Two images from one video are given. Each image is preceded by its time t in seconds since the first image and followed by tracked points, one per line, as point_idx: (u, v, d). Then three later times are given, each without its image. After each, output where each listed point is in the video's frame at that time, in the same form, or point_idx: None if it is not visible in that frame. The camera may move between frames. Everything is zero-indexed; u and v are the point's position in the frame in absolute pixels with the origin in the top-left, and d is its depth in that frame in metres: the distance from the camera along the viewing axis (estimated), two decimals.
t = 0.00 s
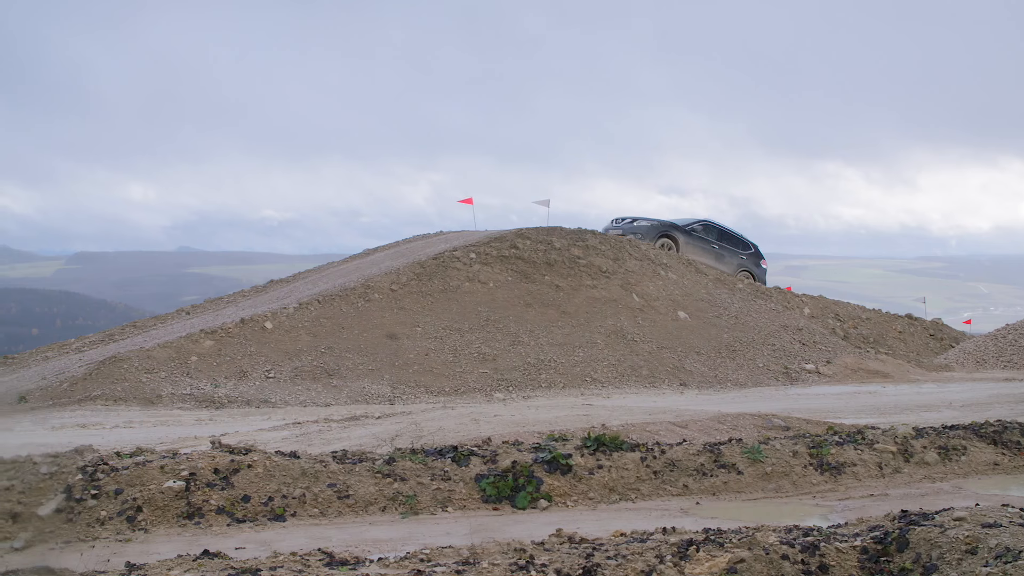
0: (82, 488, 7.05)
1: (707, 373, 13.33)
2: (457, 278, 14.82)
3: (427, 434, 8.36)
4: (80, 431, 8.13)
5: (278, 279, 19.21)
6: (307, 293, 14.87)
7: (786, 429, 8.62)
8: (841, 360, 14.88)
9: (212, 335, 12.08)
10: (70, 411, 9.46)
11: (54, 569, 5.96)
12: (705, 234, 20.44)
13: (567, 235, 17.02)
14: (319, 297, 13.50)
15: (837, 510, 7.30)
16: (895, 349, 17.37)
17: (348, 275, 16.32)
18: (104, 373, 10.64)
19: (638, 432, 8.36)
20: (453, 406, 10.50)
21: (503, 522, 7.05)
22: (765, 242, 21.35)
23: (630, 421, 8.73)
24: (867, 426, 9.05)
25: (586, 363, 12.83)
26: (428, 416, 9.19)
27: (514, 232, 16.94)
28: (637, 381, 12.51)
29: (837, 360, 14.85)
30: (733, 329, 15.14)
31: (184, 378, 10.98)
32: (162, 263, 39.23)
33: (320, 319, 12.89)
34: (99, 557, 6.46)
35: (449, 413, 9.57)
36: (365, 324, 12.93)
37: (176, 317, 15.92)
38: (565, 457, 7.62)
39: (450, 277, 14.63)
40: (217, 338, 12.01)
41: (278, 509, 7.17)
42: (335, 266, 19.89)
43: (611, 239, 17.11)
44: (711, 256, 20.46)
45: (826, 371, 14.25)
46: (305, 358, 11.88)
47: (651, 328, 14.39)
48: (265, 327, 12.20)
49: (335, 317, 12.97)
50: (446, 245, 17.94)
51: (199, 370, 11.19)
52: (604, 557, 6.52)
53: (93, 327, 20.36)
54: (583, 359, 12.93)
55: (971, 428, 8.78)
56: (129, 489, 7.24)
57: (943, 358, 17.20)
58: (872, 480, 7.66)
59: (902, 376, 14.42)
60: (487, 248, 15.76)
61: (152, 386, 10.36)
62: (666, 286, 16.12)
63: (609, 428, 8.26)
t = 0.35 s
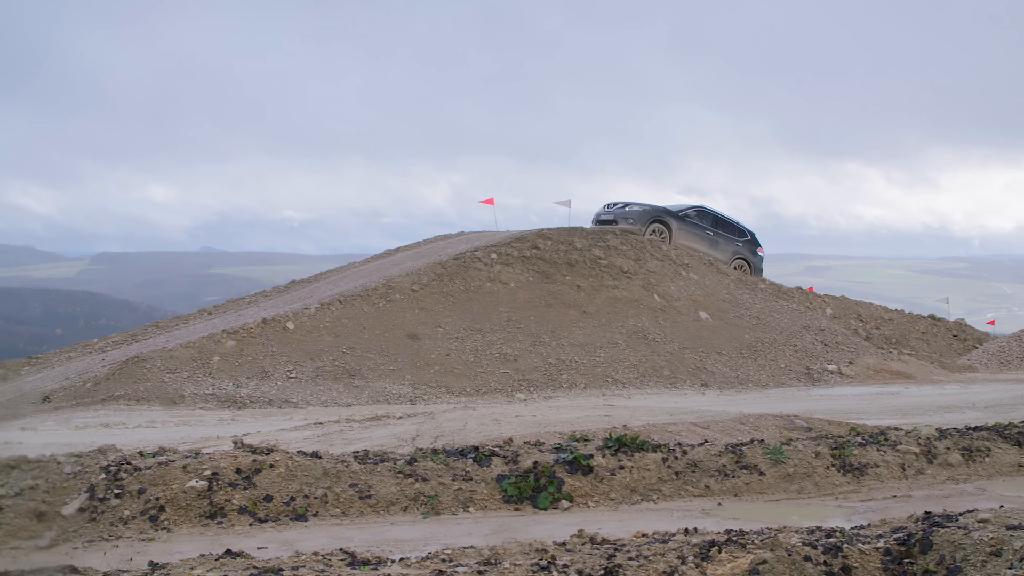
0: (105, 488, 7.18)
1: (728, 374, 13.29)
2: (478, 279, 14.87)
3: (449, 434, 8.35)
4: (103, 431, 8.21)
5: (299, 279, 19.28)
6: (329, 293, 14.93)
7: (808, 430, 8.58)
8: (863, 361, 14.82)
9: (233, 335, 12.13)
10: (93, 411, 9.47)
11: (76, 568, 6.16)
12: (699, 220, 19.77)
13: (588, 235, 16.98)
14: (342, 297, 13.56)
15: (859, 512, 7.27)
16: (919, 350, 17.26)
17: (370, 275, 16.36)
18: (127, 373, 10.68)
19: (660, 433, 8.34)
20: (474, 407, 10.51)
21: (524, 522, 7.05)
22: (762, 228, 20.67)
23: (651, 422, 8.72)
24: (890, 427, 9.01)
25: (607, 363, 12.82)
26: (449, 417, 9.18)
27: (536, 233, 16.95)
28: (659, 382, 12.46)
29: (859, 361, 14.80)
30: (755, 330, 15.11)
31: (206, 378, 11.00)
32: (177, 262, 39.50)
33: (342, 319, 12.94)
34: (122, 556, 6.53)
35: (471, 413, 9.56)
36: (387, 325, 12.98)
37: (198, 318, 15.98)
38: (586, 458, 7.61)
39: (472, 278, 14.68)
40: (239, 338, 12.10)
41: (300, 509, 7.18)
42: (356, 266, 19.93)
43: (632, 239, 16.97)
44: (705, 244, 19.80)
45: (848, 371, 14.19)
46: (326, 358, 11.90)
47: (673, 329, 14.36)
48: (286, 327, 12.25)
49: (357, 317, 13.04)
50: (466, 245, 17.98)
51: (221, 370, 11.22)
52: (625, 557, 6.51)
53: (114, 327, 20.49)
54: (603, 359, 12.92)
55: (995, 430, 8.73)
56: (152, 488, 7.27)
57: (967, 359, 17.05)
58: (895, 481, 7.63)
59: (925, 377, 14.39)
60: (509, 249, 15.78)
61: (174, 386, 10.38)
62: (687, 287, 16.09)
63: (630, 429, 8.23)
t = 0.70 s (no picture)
0: (132, 487, 7.22)
1: (752, 375, 13.25)
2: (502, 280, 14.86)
3: (473, 435, 8.36)
4: (129, 431, 8.28)
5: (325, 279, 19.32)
6: (354, 293, 14.99)
7: (833, 432, 8.54)
8: (889, 361, 14.77)
9: (258, 335, 12.19)
10: (119, 412, 9.52)
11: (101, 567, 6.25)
12: (697, 210, 19.41)
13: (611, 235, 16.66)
14: (365, 297, 13.60)
15: (885, 514, 7.24)
16: (945, 351, 17.13)
17: (395, 275, 16.40)
18: (153, 373, 10.75)
19: (684, 433, 8.30)
20: (498, 407, 10.53)
21: (548, 523, 7.04)
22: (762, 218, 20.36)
23: (676, 422, 8.71)
24: (916, 428, 8.98)
25: (631, 364, 12.81)
26: (473, 417, 9.19)
27: (560, 234, 16.81)
28: (683, 382, 12.45)
29: (885, 362, 14.74)
30: (780, 330, 15.07)
31: (232, 378, 11.06)
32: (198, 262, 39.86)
33: (366, 320, 12.94)
34: (149, 554, 6.57)
35: (494, 412, 9.56)
36: (411, 325, 12.99)
37: (223, 318, 16.05)
38: (610, 458, 7.59)
39: (495, 279, 14.67)
40: (264, 339, 12.13)
41: (325, 509, 7.19)
42: (380, 266, 19.98)
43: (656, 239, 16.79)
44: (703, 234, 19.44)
45: (873, 372, 14.14)
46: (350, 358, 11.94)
47: (697, 330, 14.32)
48: (311, 327, 12.28)
49: (381, 317, 13.06)
50: (490, 246, 17.99)
51: (246, 370, 11.28)
52: (650, 558, 6.50)
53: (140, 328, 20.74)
54: (627, 360, 12.91)
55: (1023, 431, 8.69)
56: (178, 488, 7.30)
57: (994, 360, 16.92)
58: (921, 483, 7.60)
59: (950, 377, 14.35)
60: (533, 249, 15.76)
61: (199, 386, 10.42)
62: (712, 287, 16.05)
63: (654, 429, 8.21)
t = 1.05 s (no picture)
0: (162, 486, 7.25)
1: (782, 376, 13.18)
2: (531, 279, 14.88)
3: (500, 435, 8.37)
4: (160, 431, 8.34)
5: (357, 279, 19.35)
6: (382, 293, 15.04)
7: (863, 433, 8.50)
8: (919, 362, 14.70)
9: (287, 335, 12.26)
10: (149, 412, 9.58)
11: (131, 566, 6.29)
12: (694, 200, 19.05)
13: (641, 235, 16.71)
14: (393, 297, 13.65)
15: (916, 515, 7.20)
16: (977, 351, 16.98)
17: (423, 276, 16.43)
18: (183, 373, 10.83)
19: (714, 434, 8.28)
20: (526, 407, 10.53)
21: (577, 524, 7.03)
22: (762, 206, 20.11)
23: (704, 423, 8.69)
24: (947, 430, 8.93)
25: (660, 364, 12.80)
26: (500, 417, 9.19)
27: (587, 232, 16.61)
28: (712, 384, 12.44)
29: (915, 363, 14.67)
30: (809, 330, 15.01)
31: (261, 378, 11.13)
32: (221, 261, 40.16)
33: (394, 320, 12.96)
34: (178, 553, 6.60)
35: (522, 413, 9.55)
36: (440, 325, 13.02)
37: (252, 318, 16.12)
38: (638, 459, 7.58)
39: (523, 279, 14.68)
40: (292, 339, 12.21)
41: (354, 509, 7.20)
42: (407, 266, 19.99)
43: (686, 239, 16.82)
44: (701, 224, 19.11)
45: (903, 373, 14.07)
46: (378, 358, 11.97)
47: (726, 330, 14.27)
48: (339, 328, 12.31)
49: (408, 317, 13.09)
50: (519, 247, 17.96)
51: (275, 370, 11.34)
52: (679, 559, 6.47)
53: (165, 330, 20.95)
54: (656, 360, 12.90)
55: None
56: (208, 487, 7.32)
57: None
58: (952, 484, 7.55)
59: (983, 379, 14.27)
60: (561, 249, 15.72)
61: (228, 386, 10.46)
62: (741, 288, 16.00)
63: (683, 430, 8.19)
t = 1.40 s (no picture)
0: (194, 485, 7.28)
1: (814, 376, 13.12)
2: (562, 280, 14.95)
3: (531, 435, 8.38)
4: (194, 431, 8.40)
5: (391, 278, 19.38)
6: (414, 293, 15.14)
7: (895, 435, 8.46)
8: (953, 363, 14.61)
9: (319, 335, 12.33)
10: (182, 412, 9.60)
11: (164, 565, 6.33)
12: (692, 189, 18.86)
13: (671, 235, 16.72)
14: (424, 297, 13.78)
15: (949, 517, 7.15)
16: (1013, 352, 16.79)
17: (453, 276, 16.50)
18: (216, 372, 10.89)
19: (744, 435, 8.27)
20: (556, 407, 10.53)
21: (607, 525, 7.01)
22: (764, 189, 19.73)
23: (735, 424, 8.66)
24: (981, 431, 8.87)
25: (690, 364, 12.79)
26: (530, 417, 9.20)
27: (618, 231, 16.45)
28: (743, 385, 12.37)
29: (948, 364, 14.59)
30: (841, 331, 14.95)
31: (292, 378, 11.18)
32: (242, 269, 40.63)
33: (425, 320, 13.08)
34: (210, 551, 6.64)
35: (553, 413, 9.55)
36: (471, 325, 13.15)
37: (283, 318, 16.16)
38: (669, 459, 7.57)
39: (554, 279, 14.76)
40: (323, 339, 12.29)
41: (385, 509, 7.21)
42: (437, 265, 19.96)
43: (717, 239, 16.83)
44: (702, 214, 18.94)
45: (936, 374, 13.98)
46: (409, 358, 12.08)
47: (757, 331, 14.21)
48: (370, 328, 12.40)
49: (439, 317, 13.22)
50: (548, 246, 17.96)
51: (307, 370, 11.39)
52: (710, 560, 6.44)
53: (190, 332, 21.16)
54: (687, 360, 12.89)
55: None
56: (239, 486, 7.35)
57: None
58: (986, 487, 7.49)
59: (1018, 381, 14.13)
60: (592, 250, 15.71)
61: (260, 386, 10.48)
62: (771, 288, 15.94)
63: (715, 431, 8.17)
